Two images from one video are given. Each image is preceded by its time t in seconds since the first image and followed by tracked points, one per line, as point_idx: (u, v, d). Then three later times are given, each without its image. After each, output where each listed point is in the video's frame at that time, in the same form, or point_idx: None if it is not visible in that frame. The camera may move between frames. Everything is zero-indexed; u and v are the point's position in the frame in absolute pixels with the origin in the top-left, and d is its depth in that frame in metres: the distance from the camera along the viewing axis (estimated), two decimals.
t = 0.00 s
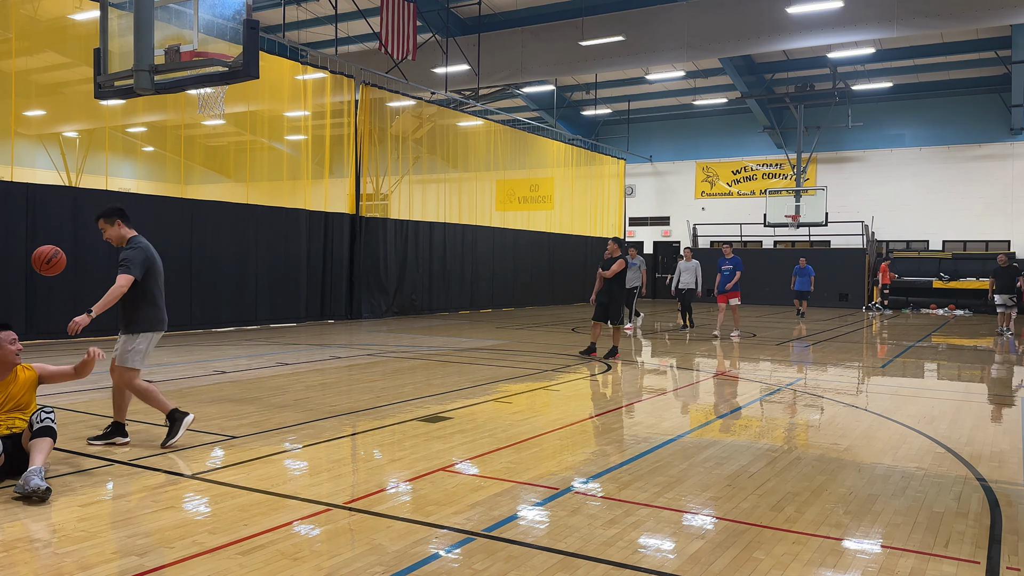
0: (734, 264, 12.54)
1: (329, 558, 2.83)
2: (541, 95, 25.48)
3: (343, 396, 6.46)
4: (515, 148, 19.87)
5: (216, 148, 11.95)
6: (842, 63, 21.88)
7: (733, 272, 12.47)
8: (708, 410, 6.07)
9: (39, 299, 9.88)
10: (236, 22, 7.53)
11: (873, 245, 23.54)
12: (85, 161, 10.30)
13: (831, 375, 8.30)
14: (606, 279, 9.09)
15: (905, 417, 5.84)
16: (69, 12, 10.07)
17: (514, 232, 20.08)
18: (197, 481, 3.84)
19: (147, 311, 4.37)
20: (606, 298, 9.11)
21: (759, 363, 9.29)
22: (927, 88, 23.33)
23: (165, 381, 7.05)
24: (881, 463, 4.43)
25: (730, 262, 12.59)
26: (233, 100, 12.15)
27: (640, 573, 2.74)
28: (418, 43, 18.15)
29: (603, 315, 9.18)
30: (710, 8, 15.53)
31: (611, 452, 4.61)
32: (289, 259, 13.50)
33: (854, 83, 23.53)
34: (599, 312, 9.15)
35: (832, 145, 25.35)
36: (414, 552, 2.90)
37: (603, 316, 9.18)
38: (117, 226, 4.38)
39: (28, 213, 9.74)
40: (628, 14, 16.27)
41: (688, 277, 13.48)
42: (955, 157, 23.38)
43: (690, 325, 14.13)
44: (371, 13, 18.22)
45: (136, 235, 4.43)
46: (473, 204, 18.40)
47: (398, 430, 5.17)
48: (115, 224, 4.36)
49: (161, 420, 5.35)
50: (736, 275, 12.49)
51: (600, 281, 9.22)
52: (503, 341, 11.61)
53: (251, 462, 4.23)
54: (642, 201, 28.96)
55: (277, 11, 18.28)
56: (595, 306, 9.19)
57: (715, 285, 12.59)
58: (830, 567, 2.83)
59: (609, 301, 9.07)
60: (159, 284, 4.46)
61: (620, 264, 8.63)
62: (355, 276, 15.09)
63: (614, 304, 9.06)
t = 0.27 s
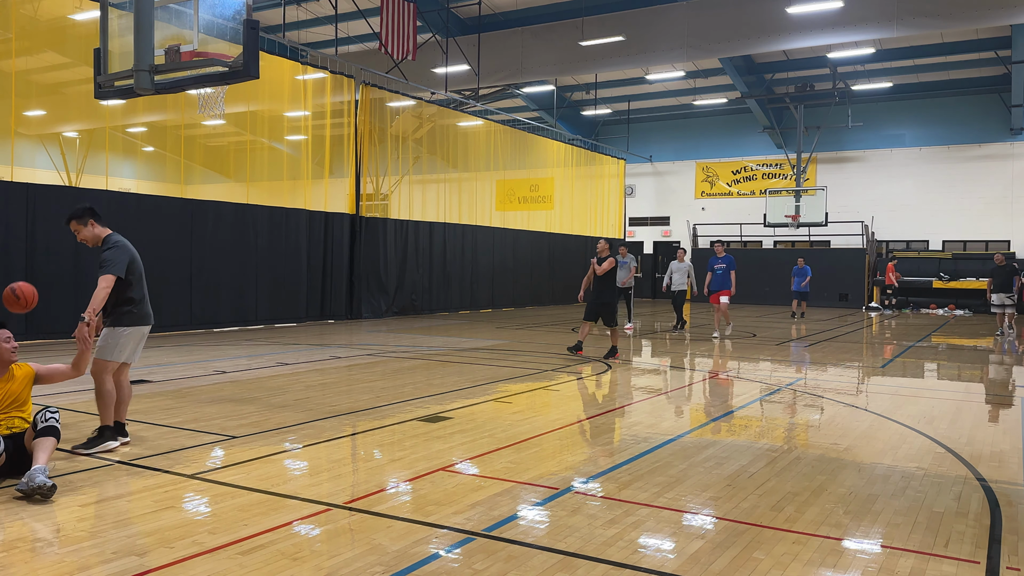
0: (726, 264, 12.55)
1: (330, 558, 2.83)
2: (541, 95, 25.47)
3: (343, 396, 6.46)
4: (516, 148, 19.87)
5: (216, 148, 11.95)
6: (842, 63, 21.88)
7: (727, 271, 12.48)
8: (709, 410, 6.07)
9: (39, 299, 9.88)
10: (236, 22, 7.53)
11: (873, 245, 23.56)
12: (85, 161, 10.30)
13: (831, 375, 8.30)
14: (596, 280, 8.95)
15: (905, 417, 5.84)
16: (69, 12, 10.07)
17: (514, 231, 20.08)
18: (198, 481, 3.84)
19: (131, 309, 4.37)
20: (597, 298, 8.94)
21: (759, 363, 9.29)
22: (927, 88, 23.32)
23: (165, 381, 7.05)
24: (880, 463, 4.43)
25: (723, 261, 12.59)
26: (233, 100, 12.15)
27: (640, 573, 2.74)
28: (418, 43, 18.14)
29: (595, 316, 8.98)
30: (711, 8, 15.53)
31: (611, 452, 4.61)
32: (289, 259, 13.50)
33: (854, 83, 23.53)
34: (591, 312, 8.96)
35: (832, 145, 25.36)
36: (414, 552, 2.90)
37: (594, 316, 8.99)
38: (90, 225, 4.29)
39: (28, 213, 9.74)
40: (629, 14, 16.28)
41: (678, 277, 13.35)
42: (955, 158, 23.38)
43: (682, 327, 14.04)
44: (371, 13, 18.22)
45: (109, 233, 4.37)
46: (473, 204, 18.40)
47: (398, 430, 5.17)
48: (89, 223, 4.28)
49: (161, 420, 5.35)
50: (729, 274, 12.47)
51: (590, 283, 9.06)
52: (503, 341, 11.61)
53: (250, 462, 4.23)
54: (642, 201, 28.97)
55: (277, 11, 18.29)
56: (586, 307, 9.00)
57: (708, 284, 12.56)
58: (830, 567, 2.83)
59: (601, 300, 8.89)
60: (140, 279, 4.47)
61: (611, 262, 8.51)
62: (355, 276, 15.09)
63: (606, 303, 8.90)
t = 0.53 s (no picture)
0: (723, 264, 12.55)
1: (329, 558, 2.83)
2: (541, 95, 25.47)
3: (343, 396, 6.46)
4: (516, 148, 19.87)
5: (216, 148, 11.95)
6: (842, 63, 21.88)
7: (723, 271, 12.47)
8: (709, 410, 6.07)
9: (39, 299, 9.88)
10: (236, 22, 7.52)
11: (873, 245, 23.58)
12: (85, 161, 10.30)
13: (831, 375, 8.30)
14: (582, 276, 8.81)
15: (905, 417, 5.84)
16: (69, 12, 10.07)
17: (514, 231, 20.08)
18: (197, 481, 3.84)
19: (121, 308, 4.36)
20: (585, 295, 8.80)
21: (759, 363, 9.29)
22: (927, 88, 23.32)
23: (165, 381, 7.05)
24: (880, 463, 4.43)
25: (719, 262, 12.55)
26: (233, 100, 12.15)
27: (640, 573, 2.74)
28: (418, 43, 18.13)
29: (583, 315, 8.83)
30: (711, 8, 15.52)
31: (611, 452, 4.61)
32: (288, 259, 13.50)
33: (854, 83, 23.53)
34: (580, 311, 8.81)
35: (832, 145, 25.36)
36: (414, 552, 2.90)
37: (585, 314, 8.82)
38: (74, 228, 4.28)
39: (28, 213, 9.74)
40: (628, 14, 16.27)
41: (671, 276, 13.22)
42: (955, 158, 23.38)
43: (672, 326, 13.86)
44: (371, 13, 18.22)
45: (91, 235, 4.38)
46: (473, 204, 18.39)
47: (398, 430, 5.17)
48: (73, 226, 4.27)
49: (161, 420, 5.35)
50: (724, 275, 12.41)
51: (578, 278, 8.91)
52: (503, 341, 11.61)
53: (251, 462, 4.23)
54: (642, 201, 28.97)
55: (277, 11, 18.29)
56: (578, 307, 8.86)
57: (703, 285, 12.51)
58: (830, 567, 2.83)
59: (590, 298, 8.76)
60: (128, 276, 4.45)
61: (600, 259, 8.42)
62: (355, 276, 15.09)
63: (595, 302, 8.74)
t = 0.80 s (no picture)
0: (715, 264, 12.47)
1: (330, 558, 2.83)
2: (541, 95, 25.46)
3: (343, 396, 6.46)
4: (516, 148, 19.87)
5: (216, 148, 11.95)
6: (842, 63, 21.88)
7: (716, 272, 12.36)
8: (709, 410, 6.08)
9: (38, 298, 9.87)
10: (236, 22, 7.52)
11: (873, 245, 23.56)
12: (85, 161, 10.30)
13: (831, 375, 8.30)
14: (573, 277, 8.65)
15: (905, 417, 5.84)
16: (69, 12, 10.07)
17: (514, 231, 20.07)
18: (197, 481, 3.84)
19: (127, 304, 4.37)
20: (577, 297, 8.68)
21: (759, 363, 9.29)
22: (927, 88, 23.32)
23: (165, 381, 7.05)
24: (881, 463, 4.43)
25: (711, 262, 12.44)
26: (233, 100, 12.15)
27: (640, 574, 2.74)
28: (418, 43, 18.12)
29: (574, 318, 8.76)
30: (711, 8, 15.52)
31: (611, 452, 4.61)
32: (289, 259, 13.50)
33: (854, 83, 23.53)
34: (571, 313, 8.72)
35: (832, 145, 25.37)
36: (414, 552, 2.90)
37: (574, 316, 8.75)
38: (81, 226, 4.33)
39: (28, 213, 9.74)
40: (628, 14, 16.27)
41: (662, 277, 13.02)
42: (955, 158, 23.38)
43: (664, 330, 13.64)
44: (371, 13, 18.22)
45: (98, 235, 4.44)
46: (473, 204, 18.40)
47: (397, 430, 5.17)
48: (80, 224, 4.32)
49: (161, 419, 5.35)
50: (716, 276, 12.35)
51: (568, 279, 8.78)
52: (503, 341, 11.61)
53: (251, 462, 4.23)
54: (642, 201, 28.97)
55: (277, 11, 18.28)
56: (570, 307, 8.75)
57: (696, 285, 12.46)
58: (830, 567, 2.83)
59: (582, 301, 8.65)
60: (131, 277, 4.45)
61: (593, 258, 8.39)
62: (355, 276, 15.09)
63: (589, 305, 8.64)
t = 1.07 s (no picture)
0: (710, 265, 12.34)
1: (330, 558, 2.83)
2: (541, 95, 25.46)
3: (343, 396, 6.46)
4: (516, 148, 19.87)
5: (216, 148, 11.95)
6: (842, 63, 21.88)
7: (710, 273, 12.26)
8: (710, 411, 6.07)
9: (38, 298, 9.87)
10: (236, 22, 7.52)
11: (873, 245, 23.57)
12: (85, 161, 10.30)
13: (831, 375, 8.30)
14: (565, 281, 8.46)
15: (905, 417, 5.84)
16: (69, 12, 10.07)
17: (514, 231, 20.07)
18: (197, 481, 3.85)
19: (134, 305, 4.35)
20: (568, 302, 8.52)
21: (759, 363, 9.29)
22: (927, 88, 23.31)
23: (165, 381, 7.05)
24: (881, 463, 4.43)
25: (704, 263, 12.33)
26: (233, 100, 12.15)
27: (640, 573, 2.74)
28: (418, 43, 18.11)
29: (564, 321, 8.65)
30: (711, 8, 15.52)
31: (611, 452, 4.62)
32: (289, 259, 13.50)
33: (854, 83, 23.53)
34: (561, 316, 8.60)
35: (832, 145, 25.37)
36: (414, 552, 2.90)
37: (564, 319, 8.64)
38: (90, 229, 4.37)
39: (28, 213, 9.74)
40: (628, 14, 16.27)
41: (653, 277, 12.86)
42: (954, 158, 23.39)
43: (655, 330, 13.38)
44: (371, 14, 18.22)
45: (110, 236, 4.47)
46: (473, 205, 18.40)
47: (397, 430, 5.18)
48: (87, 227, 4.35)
49: (161, 420, 5.35)
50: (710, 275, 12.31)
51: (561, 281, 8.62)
52: (503, 341, 11.61)
53: (251, 462, 4.23)
54: (642, 201, 28.97)
55: (277, 11, 18.28)
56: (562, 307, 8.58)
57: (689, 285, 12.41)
58: (830, 567, 2.83)
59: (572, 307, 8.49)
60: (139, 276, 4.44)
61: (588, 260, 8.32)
62: (355, 276, 15.08)
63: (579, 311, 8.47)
